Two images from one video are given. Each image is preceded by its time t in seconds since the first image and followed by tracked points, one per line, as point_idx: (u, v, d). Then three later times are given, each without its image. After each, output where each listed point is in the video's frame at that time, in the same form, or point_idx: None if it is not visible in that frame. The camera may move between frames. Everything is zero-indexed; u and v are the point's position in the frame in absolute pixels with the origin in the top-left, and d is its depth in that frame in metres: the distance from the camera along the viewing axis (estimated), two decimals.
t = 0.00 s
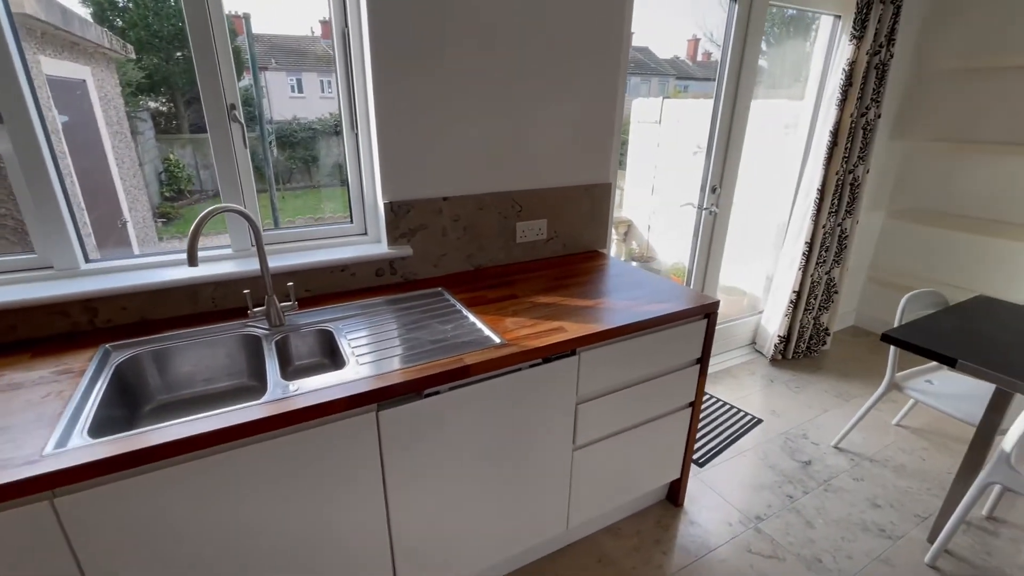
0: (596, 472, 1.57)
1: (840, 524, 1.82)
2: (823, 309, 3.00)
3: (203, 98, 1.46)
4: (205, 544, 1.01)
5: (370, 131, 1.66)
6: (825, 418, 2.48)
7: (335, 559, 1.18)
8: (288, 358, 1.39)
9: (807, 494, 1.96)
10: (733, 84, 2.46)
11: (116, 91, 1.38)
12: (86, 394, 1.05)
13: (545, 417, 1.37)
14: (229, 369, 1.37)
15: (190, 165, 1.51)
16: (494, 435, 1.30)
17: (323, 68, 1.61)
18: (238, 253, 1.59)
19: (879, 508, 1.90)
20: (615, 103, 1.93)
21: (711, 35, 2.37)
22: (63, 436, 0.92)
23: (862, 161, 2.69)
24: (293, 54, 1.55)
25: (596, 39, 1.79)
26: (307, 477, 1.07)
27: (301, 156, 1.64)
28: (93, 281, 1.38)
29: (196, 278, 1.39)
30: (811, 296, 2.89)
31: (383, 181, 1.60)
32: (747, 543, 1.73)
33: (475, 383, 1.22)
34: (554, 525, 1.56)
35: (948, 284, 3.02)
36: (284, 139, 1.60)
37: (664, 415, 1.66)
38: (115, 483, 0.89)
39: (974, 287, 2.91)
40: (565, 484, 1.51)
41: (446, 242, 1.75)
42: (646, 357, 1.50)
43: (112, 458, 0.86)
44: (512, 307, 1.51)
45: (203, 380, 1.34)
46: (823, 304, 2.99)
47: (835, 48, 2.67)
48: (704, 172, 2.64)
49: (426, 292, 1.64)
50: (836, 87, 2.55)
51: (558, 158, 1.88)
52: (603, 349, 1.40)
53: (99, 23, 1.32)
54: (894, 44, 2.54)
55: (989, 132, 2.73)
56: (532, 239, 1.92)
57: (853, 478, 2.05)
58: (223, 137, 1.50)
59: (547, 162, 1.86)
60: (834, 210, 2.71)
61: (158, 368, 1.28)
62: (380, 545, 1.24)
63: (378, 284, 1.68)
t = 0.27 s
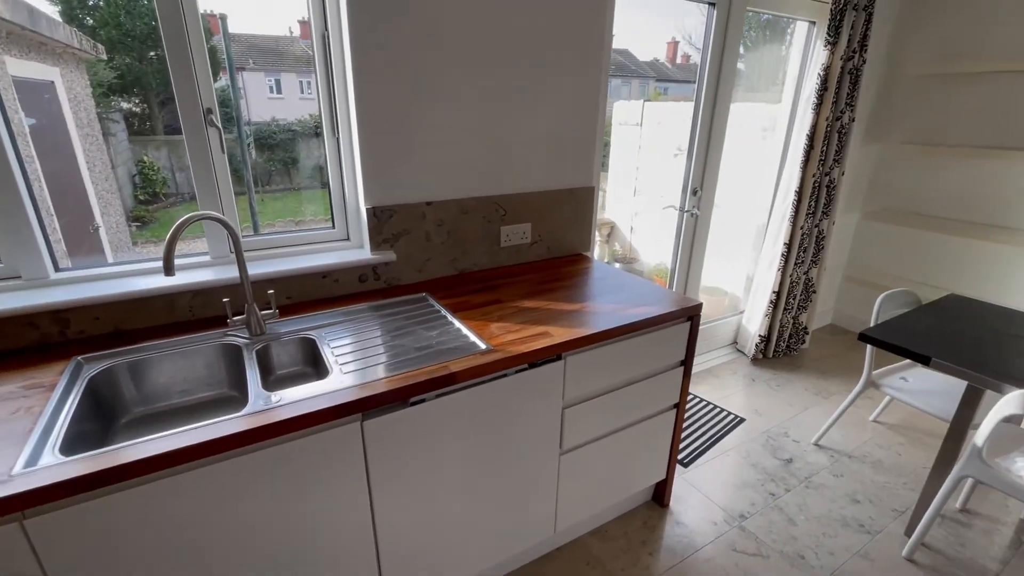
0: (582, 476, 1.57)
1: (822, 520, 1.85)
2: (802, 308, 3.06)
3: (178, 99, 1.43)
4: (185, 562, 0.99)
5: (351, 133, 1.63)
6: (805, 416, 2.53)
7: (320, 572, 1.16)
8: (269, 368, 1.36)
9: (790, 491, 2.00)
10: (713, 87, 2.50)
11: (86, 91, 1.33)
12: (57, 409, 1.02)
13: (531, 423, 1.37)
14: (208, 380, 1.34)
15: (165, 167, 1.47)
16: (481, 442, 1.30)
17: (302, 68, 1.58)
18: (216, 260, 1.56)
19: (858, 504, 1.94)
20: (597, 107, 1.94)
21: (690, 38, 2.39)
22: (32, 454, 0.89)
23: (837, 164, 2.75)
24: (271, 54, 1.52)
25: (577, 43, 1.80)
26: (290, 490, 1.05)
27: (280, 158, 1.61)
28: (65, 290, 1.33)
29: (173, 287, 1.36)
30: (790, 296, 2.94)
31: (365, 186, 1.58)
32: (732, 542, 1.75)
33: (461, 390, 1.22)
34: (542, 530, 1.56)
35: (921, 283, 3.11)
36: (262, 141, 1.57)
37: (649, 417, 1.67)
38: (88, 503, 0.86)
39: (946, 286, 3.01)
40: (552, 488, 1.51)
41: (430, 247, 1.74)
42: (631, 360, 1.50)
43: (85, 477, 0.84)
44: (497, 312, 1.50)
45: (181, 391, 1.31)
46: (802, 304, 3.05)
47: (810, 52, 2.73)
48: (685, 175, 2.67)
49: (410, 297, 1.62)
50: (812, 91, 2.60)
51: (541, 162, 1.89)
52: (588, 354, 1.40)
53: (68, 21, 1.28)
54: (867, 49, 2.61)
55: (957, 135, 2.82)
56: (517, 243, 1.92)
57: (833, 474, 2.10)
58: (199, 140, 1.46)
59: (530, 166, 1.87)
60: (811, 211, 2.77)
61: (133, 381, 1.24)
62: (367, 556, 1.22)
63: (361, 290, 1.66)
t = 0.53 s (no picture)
0: (571, 477, 1.58)
1: (806, 515, 1.89)
2: (784, 307, 3.11)
3: (155, 99, 1.39)
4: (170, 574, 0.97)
5: (334, 134, 1.62)
6: (788, 412, 2.57)
7: None
8: (254, 374, 1.34)
9: (774, 487, 2.03)
10: (695, 89, 2.53)
11: (59, 91, 1.29)
12: (33, 421, 0.99)
13: (520, 425, 1.37)
14: (191, 387, 1.31)
15: (142, 169, 1.44)
16: (471, 445, 1.29)
17: (283, 68, 1.55)
18: (197, 263, 1.53)
19: (841, 498, 1.98)
20: (582, 109, 1.95)
21: (672, 40, 2.41)
22: (8, 467, 0.86)
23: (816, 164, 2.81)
24: (251, 53, 1.50)
25: (561, 46, 1.80)
26: (278, 498, 1.04)
27: (262, 159, 1.59)
28: (39, 297, 1.30)
29: (153, 292, 1.33)
30: (772, 295, 2.99)
31: (350, 188, 1.56)
32: (719, 539, 1.77)
33: (450, 394, 1.21)
34: (532, 531, 1.56)
35: (898, 281, 3.19)
36: (243, 142, 1.54)
37: (637, 417, 1.68)
38: (68, 517, 0.84)
39: (922, 283, 3.10)
40: (542, 490, 1.51)
41: (417, 249, 1.73)
42: (619, 360, 1.52)
43: (64, 490, 0.81)
44: (485, 314, 1.50)
45: (163, 399, 1.28)
46: (784, 302, 3.10)
47: (789, 55, 2.78)
48: (669, 176, 2.70)
49: (397, 300, 1.61)
50: (792, 93, 2.65)
51: (527, 164, 1.89)
52: (576, 355, 1.41)
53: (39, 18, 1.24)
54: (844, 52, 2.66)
55: (931, 136, 2.89)
56: (503, 245, 1.92)
57: (816, 469, 2.14)
58: (178, 140, 1.43)
59: (516, 168, 1.87)
60: (792, 211, 2.82)
61: (113, 389, 1.21)
62: (357, 562, 1.21)
63: (347, 293, 1.64)
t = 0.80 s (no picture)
0: (562, 476, 1.58)
1: (792, 509, 1.92)
2: (768, 303, 3.16)
3: (132, 98, 1.36)
4: None
5: (318, 134, 1.59)
6: (773, 408, 2.61)
7: None
8: (238, 378, 1.31)
9: (761, 482, 2.06)
10: (679, 89, 2.55)
11: (30, 90, 1.25)
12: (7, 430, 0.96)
13: (511, 425, 1.37)
14: (173, 393, 1.28)
15: (118, 169, 1.40)
16: (461, 446, 1.28)
17: (264, 66, 1.53)
18: (178, 266, 1.49)
19: (825, 491, 2.02)
20: (568, 108, 1.95)
21: (655, 40, 2.42)
22: None
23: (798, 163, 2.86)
24: (230, 51, 1.47)
25: (547, 44, 1.80)
26: (265, 504, 1.02)
27: (243, 159, 1.56)
28: (12, 302, 1.25)
29: (132, 295, 1.29)
30: (756, 292, 3.03)
31: (335, 188, 1.54)
32: (708, 534, 1.79)
33: (439, 395, 1.20)
34: (523, 531, 1.55)
35: (877, 278, 3.27)
36: (223, 141, 1.51)
37: (626, 414, 1.69)
38: (45, 529, 0.81)
39: (900, 279, 3.17)
40: (533, 489, 1.51)
41: (404, 249, 1.71)
42: (608, 359, 1.52)
43: (41, 502, 0.79)
44: (474, 314, 1.49)
45: (143, 405, 1.25)
46: (767, 299, 3.15)
47: (770, 55, 2.82)
48: (654, 175, 2.72)
49: (384, 301, 1.60)
50: (774, 93, 2.69)
51: (514, 163, 1.89)
52: (566, 354, 1.41)
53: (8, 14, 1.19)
54: (823, 53, 2.71)
55: (908, 136, 2.96)
56: (491, 244, 1.91)
57: (800, 463, 2.17)
58: (156, 140, 1.40)
59: (503, 167, 1.86)
60: (774, 210, 2.86)
61: (91, 396, 1.18)
62: (347, 567, 1.19)
63: (333, 295, 1.62)
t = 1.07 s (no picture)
0: (551, 474, 1.58)
1: (776, 501, 1.95)
2: (750, 299, 3.21)
3: (104, 96, 1.31)
4: None
5: (299, 132, 1.57)
6: (756, 402, 2.65)
7: None
8: (219, 382, 1.28)
9: (746, 475, 2.09)
10: (661, 87, 2.57)
11: None
12: None
13: (499, 424, 1.36)
14: (151, 399, 1.24)
15: (91, 169, 1.36)
16: (450, 447, 1.28)
17: (241, 64, 1.49)
18: (155, 268, 1.45)
19: (808, 482, 2.06)
20: (552, 106, 1.95)
21: (636, 39, 2.43)
22: None
23: (778, 161, 2.90)
24: (206, 49, 1.43)
25: (530, 42, 1.80)
26: (250, 511, 0.99)
27: (221, 159, 1.52)
28: None
29: (107, 300, 1.26)
30: (739, 288, 3.08)
31: (317, 187, 1.52)
32: (695, 528, 1.81)
33: (427, 396, 1.19)
34: (513, 530, 1.55)
35: (854, 273, 3.34)
36: (200, 140, 1.48)
37: (614, 411, 1.70)
38: (17, 544, 0.78)
39: (877, 274, 3.25)
40: (522, 488, 1.51)
41: (388, 249, 1.69)
42: (595, 356, 1.52)
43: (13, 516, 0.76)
44: (460, 314, 1.48)
45: (120, 413, 1.21)
46: (750, 295, 3.20)
47: (749, 55, 2.86)
48: (638, 173, 2.74)
49: (369, 302, 1.58)
50: (754, 92, 2.72)
51: (499, 162, 1.88)
52: (553, 352, 1.41)
53: None
54: (801, 52, 2.76)
55: (883, 134, 3.03)
56: (477, 244, 1.90)
57: (784, 456, 2.21)
58: (130, 140, 1.36)
59: (488, 166, 1.85)
60: (756, 207, 2.91)
61: (65, 404, 1.14)
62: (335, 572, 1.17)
63: (316, 296, 1.59)
